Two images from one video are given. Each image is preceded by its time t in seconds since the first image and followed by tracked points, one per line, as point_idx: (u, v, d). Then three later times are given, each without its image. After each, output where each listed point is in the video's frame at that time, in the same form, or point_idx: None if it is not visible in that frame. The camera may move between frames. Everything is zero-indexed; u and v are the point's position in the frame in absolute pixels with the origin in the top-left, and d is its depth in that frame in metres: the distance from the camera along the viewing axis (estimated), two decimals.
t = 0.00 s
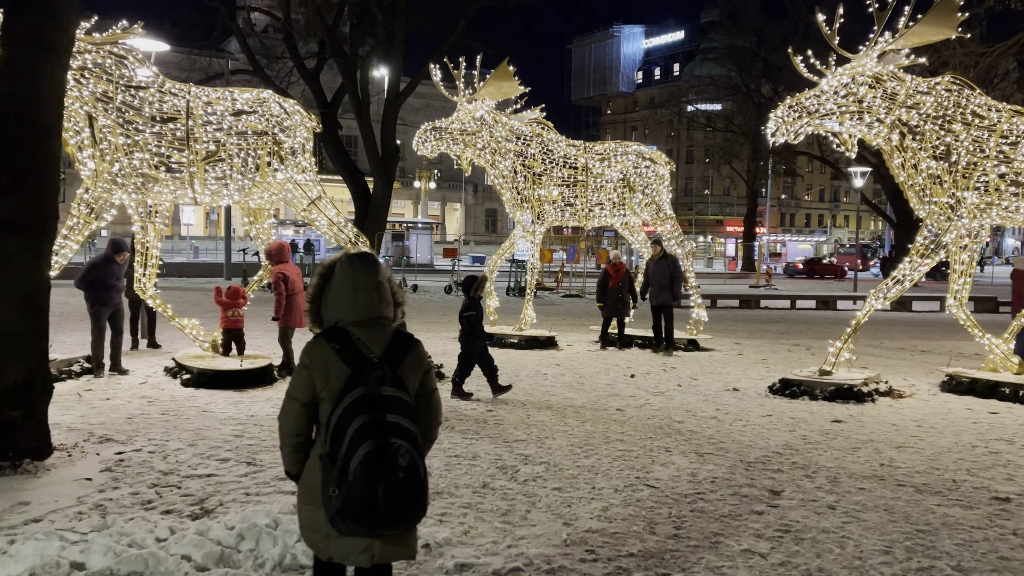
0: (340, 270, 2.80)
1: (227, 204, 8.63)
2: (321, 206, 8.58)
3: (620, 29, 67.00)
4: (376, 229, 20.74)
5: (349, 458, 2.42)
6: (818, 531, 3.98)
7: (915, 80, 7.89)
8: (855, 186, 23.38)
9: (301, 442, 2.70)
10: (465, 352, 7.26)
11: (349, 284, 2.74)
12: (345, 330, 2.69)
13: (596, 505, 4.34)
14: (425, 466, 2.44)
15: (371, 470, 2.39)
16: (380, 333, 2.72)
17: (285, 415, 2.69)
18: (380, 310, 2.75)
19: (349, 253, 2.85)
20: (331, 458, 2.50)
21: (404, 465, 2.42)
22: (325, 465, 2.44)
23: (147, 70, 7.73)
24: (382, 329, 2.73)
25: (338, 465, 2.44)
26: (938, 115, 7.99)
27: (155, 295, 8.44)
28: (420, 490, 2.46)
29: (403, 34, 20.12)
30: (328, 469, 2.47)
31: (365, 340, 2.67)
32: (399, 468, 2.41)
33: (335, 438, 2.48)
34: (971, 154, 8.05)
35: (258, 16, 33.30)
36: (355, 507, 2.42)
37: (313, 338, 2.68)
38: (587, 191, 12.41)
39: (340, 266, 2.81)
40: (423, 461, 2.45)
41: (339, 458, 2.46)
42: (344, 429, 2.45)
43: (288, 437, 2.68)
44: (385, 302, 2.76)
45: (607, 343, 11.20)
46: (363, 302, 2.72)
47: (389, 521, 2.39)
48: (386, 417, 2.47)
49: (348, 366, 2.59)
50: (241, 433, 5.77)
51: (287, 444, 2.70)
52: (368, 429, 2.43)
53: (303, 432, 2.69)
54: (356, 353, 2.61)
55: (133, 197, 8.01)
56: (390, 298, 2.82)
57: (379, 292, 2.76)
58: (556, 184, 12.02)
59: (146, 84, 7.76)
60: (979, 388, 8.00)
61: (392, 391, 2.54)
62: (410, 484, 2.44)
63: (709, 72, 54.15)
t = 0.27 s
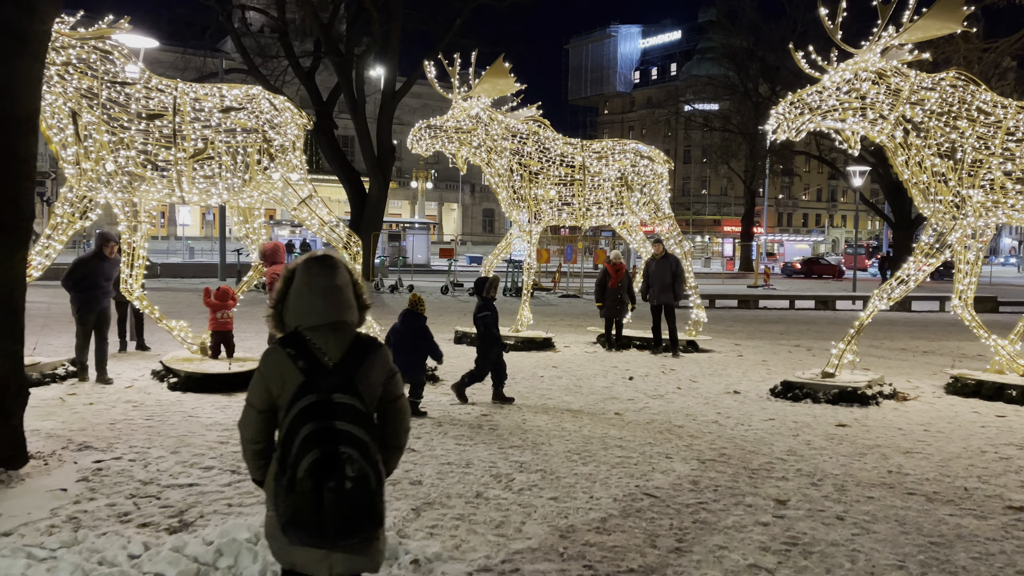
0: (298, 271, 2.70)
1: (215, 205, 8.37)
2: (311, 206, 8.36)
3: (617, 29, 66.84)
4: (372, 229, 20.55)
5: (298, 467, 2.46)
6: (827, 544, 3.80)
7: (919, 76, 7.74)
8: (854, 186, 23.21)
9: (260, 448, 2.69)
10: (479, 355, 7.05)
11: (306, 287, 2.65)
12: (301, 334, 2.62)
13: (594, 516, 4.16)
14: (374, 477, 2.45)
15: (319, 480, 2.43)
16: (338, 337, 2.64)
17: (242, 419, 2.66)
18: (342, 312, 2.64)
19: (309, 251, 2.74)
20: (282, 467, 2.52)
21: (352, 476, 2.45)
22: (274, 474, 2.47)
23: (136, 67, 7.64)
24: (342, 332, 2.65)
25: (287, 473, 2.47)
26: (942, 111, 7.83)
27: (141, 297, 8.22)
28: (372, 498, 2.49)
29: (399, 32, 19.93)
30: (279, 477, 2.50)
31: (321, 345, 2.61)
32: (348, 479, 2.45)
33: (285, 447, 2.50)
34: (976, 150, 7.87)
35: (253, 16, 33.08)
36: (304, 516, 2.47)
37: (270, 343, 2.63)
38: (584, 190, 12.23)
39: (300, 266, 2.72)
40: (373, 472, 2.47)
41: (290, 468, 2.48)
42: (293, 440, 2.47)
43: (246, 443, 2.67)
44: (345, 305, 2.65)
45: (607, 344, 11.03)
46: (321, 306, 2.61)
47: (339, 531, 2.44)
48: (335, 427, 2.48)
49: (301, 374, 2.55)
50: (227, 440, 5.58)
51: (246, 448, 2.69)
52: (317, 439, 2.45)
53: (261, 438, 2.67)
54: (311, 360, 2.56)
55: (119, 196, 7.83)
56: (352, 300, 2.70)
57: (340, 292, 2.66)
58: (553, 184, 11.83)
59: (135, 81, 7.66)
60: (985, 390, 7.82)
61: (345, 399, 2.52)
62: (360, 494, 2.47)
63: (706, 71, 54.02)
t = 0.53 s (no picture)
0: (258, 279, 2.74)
1: (199, 206, 8.22)
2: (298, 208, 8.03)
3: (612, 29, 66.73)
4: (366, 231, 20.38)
5: (235, 474, 2.54)
6: (829, 564, 3.65)
7: (917, 77, 7.61)
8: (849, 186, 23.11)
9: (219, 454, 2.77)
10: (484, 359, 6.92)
11: (261, 296, 2.68)
12: (254, 343, 2.65)
13: (587, 534, 3.98)
14: (305, 489, 2.50)
15: (254, 488, 2.51)
16: (291, 346, 2.65)
17: (201, 425, 2.75)
18: (298, 323, 2.66)
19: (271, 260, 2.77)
20: (226, 473, 2.61)
21: (285, 487, 2.50)
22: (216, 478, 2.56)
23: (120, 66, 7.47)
24: (297, 342, 2.66)
25: (227, 479, 2.56)
26: (939, 112, 7.68)
27: (125, 303, 8.05)
28: (307, 510, 2.53)
29: (392, 32, 19.75)
30: (222, 484, 2.59)
31: (273, 353, 2.64)
32: (282, 488, 2.50)
33: (228, 453, 2.59)
34: (977, 151, 7.71)
35: (247, 16, 32.87)
36: (244, 524, 2.54)
37: (227, 351, 2.70)
38: (577, 192, 12.07)
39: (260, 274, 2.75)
40: (308, 484, 2.51)
41: (231, 473, 2.57)
42: (234, 447, 2.55)
43: (205, 449, 2.76)
44: (301, 315, 2.66)
45: (602, 349, 10.86)
46: (276, 316, 2.63)
47: (272, 538, 2.51)
48: (273, 436, 2.53)
49: (247, 383, 2.61)
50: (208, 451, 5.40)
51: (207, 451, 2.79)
52: (254, 448, 2.52)
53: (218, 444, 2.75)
54: (260, 369, 2.60)
55: (101, 199, 7.65)
56: (309, 308, 2.71)
57: (292, 301, 2.66)
58: (546, 185, 11.69)
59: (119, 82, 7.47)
60: (984, 395, 7.70)
61: (287, 409, 2.55)
62: (295, 506, 2.51)
63: (702, 72, 53.93)
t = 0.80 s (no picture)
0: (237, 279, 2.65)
1: (180, 205, 8.09)
2: (281, 208, 7.89)
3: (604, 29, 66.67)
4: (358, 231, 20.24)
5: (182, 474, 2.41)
6: None
7: (912, 74, 7.48)
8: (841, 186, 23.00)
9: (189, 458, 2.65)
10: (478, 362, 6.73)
11: (231, 294, 2.58)
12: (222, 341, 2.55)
13: (573, 547, 3.82)
14: (246, 493, 2.32)
15: (195, 489, 2.36)
16: (255, 347, 2.53)
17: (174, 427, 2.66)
18: (264, 324, 2.55)
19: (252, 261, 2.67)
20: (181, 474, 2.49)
21: (227, 491, 2.34)
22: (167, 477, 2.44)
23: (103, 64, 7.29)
24: (262, 343, 2.54)
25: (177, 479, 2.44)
26: (934, 109, 7.57)
27: (103, 305, 7.86)
28: (248, 518, 2.35)
29: (382, 31, 19.58)
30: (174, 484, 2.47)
31: (237, 355, 2.53)
32: (221, 491, 2.34)
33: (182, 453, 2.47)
34: (971, 149, 7.57)
35: (236, 15, 32.60)
36: (187, 529, 2.39)
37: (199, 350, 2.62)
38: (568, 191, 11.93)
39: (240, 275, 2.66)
40: (248, 489, 2.34)
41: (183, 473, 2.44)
42: (183, 445, 2.43)
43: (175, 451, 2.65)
44: (267, 316, 2.55)
45: (593, 350, 10.70)
46: (242, 316, 2.53)
47: (209, 544, 2.35)
48: (218, 436, 2.38)
49: (206, 382, 2.50)
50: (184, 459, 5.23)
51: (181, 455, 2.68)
52: (198, 447, 2.38)
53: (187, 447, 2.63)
54: (220, 367, 2.50)
55: (78, 197, 7.46)
56: (277, 308, 2.58)
57: (261, 300, 2.55)
58: (536, 185, 11.55)
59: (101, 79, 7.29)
60: (979, 397, 7.60)
61: (236, 409, 2.41)
62: (235, 512, 2.34)
63: (694, 72, 53.90)
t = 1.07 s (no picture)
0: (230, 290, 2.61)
1: (155, 205, 7.89)
2: (259, 207, 7.71)
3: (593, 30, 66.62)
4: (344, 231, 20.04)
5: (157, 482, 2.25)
6: None
7: (901, 71, 7.35)
8: (829, 186, 22.91)
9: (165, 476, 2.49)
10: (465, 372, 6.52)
11: (221, 301, 2.53)
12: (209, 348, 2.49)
13: (550, 561, 3.66)
14: (220, 497, 2.17)
15: (168, 497, 2.19)
16: (241, 353, 2.47)
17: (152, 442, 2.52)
18: (253, 329, 2.50)
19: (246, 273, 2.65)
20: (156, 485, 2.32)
21: (202, 494, 2.18)
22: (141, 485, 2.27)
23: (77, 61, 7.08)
24: (247, 349, 2.49)
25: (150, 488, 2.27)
26: (922, 107, 7.46)
27: (74, 308, 7.65)
28: (222, 528, 2.18)
29: (369, 29, 19.39)
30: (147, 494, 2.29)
31: (223, 360, 2.47)
32: (197, 497, 2.18)
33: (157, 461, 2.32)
34: (961, 148, 7.48)
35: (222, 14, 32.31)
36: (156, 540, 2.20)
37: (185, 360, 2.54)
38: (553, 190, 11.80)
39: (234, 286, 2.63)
40: (225, 494, 2.18)
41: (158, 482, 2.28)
42: (160, 452, 2.28)
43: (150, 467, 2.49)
44: (257, 320, 2.50)
45: (580, 352, 10.55)
46: (230, 320, 2.48)
47: (181, 557, 2.15)
48: (196, 439, 2.24)
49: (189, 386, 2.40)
50: (150, 468, 5.04)
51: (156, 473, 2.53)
52: (175, 449, 2.24)
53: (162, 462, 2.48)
54: (206, 373, 2.43)
55: (49, 197, 7.25)
56: (269, 316, 2.53)
57: (252, 306, 2.50)
58: (522, 185, 11.41)
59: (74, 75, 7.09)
60: (969, 400, 7.48)
61: (217, 413, 2.29)
62: (209, 519, 2.17)
63: (683, 72, 53.91)
